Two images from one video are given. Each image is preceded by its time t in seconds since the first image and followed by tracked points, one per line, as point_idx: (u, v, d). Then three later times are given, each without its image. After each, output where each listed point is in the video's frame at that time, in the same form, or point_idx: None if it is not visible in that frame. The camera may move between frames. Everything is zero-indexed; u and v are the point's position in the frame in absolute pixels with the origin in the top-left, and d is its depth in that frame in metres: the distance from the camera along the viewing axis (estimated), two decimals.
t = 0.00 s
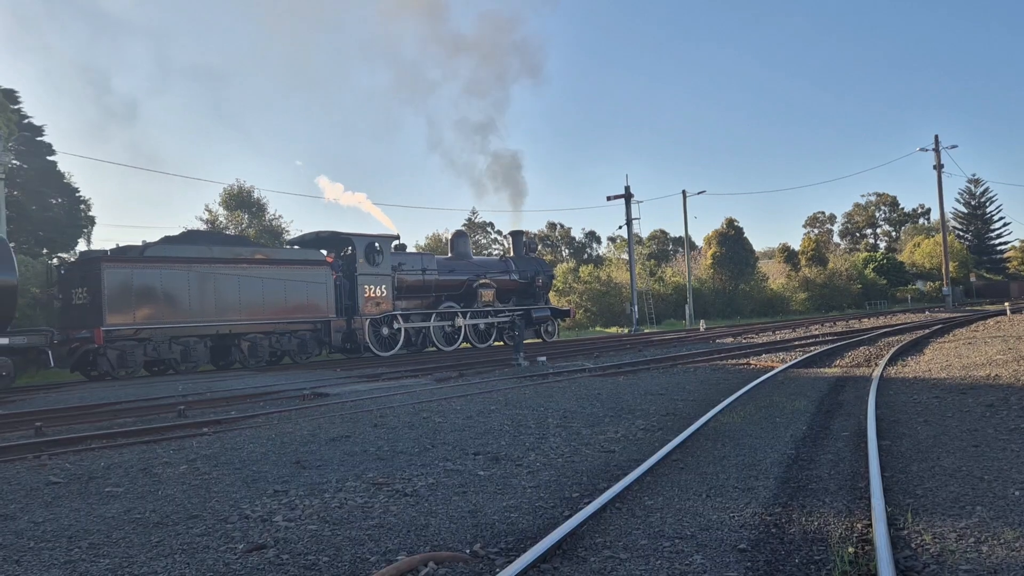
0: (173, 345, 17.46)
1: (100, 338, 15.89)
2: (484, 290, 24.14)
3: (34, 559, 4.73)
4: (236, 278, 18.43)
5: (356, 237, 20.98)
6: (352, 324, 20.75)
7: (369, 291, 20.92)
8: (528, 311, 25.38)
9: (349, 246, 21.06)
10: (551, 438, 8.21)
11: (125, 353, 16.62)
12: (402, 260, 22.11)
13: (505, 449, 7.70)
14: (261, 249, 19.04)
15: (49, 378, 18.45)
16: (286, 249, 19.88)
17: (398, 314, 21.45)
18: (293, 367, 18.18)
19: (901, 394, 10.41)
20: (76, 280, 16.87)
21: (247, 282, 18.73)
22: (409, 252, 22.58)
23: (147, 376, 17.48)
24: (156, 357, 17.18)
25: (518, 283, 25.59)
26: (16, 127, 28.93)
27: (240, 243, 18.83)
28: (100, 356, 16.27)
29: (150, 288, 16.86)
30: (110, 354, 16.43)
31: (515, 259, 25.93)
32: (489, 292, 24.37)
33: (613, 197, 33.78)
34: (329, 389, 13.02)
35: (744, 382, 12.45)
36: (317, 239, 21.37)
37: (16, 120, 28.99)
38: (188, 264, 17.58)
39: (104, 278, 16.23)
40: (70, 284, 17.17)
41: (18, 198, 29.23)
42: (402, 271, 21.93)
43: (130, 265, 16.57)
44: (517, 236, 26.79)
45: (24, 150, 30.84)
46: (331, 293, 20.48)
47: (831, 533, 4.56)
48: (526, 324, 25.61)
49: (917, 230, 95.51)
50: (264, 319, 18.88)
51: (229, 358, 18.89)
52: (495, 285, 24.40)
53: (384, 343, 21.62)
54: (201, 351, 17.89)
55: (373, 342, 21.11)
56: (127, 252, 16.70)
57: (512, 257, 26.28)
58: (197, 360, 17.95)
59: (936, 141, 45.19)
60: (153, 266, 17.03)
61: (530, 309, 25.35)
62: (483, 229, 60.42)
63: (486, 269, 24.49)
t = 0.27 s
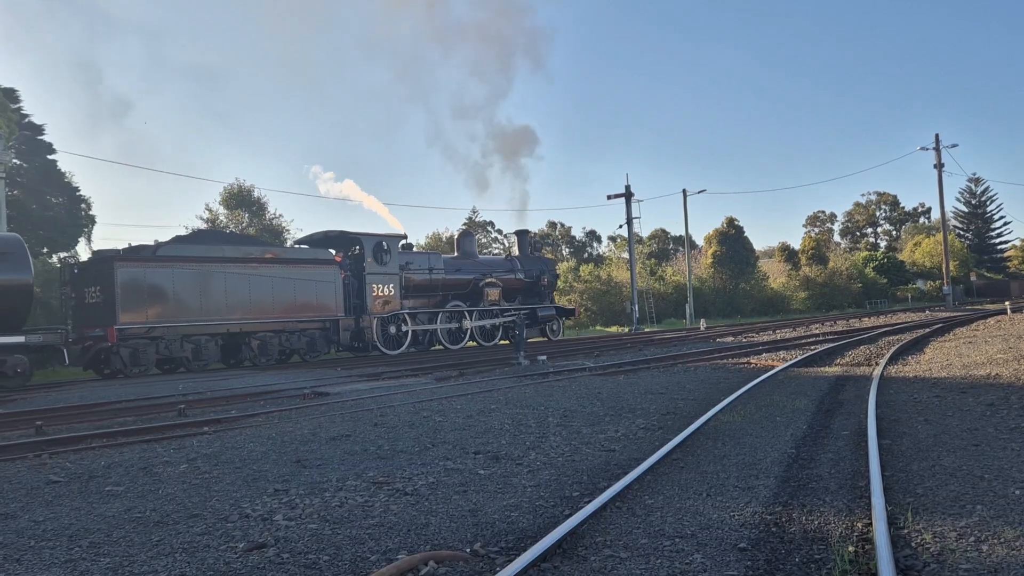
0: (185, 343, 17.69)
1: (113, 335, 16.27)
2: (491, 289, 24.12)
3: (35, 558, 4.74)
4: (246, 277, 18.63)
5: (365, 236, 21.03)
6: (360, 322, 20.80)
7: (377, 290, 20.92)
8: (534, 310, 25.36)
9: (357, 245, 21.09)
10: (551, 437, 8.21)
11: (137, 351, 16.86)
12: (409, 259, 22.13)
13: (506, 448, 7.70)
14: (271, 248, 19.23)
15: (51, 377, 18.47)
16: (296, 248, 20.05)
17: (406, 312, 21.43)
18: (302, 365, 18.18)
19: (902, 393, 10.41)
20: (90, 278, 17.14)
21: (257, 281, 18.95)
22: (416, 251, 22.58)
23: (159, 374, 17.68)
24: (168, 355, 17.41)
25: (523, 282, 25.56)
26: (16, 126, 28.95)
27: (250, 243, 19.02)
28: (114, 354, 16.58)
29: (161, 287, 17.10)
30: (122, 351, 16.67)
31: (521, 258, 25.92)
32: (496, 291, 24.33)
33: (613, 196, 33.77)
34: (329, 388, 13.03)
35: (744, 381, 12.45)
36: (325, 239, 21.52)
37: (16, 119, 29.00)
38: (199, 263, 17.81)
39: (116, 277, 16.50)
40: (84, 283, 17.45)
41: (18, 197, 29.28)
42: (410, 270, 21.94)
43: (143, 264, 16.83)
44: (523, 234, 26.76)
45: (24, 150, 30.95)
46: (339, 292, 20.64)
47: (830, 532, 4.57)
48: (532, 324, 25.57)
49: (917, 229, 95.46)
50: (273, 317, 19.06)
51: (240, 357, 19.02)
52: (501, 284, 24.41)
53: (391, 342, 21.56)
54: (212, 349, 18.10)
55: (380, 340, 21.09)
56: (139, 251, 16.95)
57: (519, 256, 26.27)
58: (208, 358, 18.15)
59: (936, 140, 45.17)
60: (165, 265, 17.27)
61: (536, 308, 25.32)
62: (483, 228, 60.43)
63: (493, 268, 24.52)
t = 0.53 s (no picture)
0: (196, 341, 17.77)
1: (126, 334, 16.40)
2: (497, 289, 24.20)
3: (35, 557, 4.74)
4: (257, 277, 18.67)
5: (373, 236, 21.12)
6: (368, 322, 20.88)
7: (384, 289, 21.07)
8: (539, 310, 25.48)
9: (366, 245, 21.20)
10: (551, 437, 8.21)
11: (150, 349, 16.94)
12: (417, 259, 22.25)
13: (506, 447, 7.69)
14: (282, 247, 19.23)
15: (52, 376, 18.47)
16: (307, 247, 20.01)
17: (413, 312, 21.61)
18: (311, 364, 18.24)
19: (901, 393, 10.41)
20: (103, 278, 17.24)
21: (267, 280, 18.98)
22: (423, 250, 22.71)
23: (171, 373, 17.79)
24: (180, 353, 17.52)
25: (530, 281, 25.54)
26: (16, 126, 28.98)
27: (260, 242, 19.03)
28: (127, 353, 16.70)
29: (173, 286, 17.16)
30: (135, 350, 16.77)
31: (526, 257, 25.97)
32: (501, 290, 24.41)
33: (613, 196, 33.76)
34: (330, 387, 13.03)
35: (744, 381, 12.45)
36: (334, 239, 21.59)
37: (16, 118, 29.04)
38: (210, 263, 17.85)
39: (129, 277, 16.57)
40: (97, 282, 17.55)
41: (18, 196, 29.28)
42: (417, 269, 22.06)
43: (155, 264, 16.88)
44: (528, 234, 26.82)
45: (23, 149, 30.96)
46: (348, 291, 20.61)
47: (831, 531, 4.56)
48: (537, 323, 25.67)
49: (917, 229, 95.43)
50: (283, 316, 19.10)
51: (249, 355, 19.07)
52: (508, 284, 24.45)
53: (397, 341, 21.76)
54: (223, 347, 18.18)
55: (387, 340, 21.27)
56: (151, 251, 17.00)
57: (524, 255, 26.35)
58: (219, 356, 18.23)
59: (936, 140, 45.15)
60: (177, 264, 17.32)
61: (541, 308, 25.44)
62: (483, 227, 60.43)
63: (499, 267, 24.53)
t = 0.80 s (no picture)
0: (208, 341, 17.78)
1: (140, 333, 16.41)
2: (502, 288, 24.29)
3: (35, 557, 4.74)
4: (267, 277, 18.75)
5: (380, 236, 21.25)
6: (376, 321, 21.06)
7: (392, 290, 21.23)
8: (544, 310, 25.58)
9: (373, 246, 21.34)
10: (551, 437, 8.21)
11: (163, 348, 16.95)
12: (424, 259, 22.38)
13: (506, 447, 7.69)
14: (291, 247, 19.32)
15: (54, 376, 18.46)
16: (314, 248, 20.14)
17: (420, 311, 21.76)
18: (321, 363, 18.35)
19: (901, 393, 10.39)
20: (116, 278, 17.26)
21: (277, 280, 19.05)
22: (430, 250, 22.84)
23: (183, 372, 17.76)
24: (192, 352, 17.53)
25: (535, 281, 25.69)
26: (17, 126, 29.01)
27: (270, 242, 19.11)
28: (140, 352, 16.70)
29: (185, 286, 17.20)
30: (149, 349, 16.79)
31: (532, 258, 26.04)
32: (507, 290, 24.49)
33: (613, 196, 33.74)
34: (330, 387, 13.03)
35: (744, 381, 12.43)
36: (342, 240, 21.74)
37: (16, 118, 29.06)
38: (221, 263, 17.92)
39: (143, 277, 16.59)
40: (109, 282, 17.56)
41: (18, 196, 29.28)
42: (424, 269, 22.21)
43: (168, 264, 16.92)
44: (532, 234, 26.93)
45: (23, 149, 30.98)
46: (356, 291, 20.74)
47: (831, 531, 4.56)
48: (542, 323, 25.74)
49: (918, 229, 95.38)
50: (293, 316, 19.16)
51: (259, 355, 19.10)
52: (513, 284, 24.56)
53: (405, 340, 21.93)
54: (234, 347, 18.20)
55: (395, 339, 21.46)
56: (164, 251, 17.04)
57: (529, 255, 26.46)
58: (230, 356, 18.25)
59: (936, 140, 45.14)
60: (189, 265, 17.37)
61: (546, 308, 25.56)
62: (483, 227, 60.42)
63: (505, 267, 24.65)
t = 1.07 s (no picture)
0: (219, 341, 17.96)
1: (153, 334, 16.62)
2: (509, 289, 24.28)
3: (36, 558, 4.75)
4: (277, 277, 18.89)
5: (389, 237, 21.26)
6: (385, 321, 21.08)
7: (400, 290, 21.28)
8: (550, 311, 25.58)
9: (381, 246, 21.36)
10: (551, 437, 8.21)
11: (175, 348, 17.13)
12: (431, 259, 22.38)
13: (506, 447, 7.69)
14: (301, 248, 19.46)
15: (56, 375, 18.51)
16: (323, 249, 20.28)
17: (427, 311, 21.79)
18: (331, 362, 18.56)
19: (901, 393, 10.39)
20: (130, 278, 17.45)
21: (287, 280, 19.19)
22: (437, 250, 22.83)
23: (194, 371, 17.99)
24: (203, 352, 17.70)
25: (541, 281, 25.70)
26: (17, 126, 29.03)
27: (279, 243, 19.25)
28: (153, 351, 16.90)
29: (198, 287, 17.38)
30: (161, 348, 16.98)
31: (538, 258, 26.06)
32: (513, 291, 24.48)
33: (613, 196, 33.75)
34: (330, 387, 13.02)
35: (744, 381, 12.42)
36: (351, 240, 21.79)
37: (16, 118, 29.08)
38: (232, 263, 18.06)
39: (156, 277, 16.76)
40: (124, 282, 17.76)
41: (18, 196, 29.26)
42: (431, 270, 22.21)
43: (180, 265, 17.08)
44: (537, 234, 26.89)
45: (23, 149, 30.99)
46: (365, 292, 20.86)
47: (831, 531, 4.56)
48: (548, 323, 25.69)
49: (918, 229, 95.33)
50: (303, 316, 19.31)
51: (270, 355, 19.27)
52: (519, 284, 24.55)
53: (411, 340, 22.00)
54: (245, 346, 18.35)
55: (402, 339, 21.53)
56: (176, 252, 17.21)
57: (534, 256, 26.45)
58: (242, 356, 18.38)
59: (936, 140, 45.10)
60: (201, 265, 17.51)
61: (552, 308, 25.54)
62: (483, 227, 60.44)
63: (510, 267, 24.67)
